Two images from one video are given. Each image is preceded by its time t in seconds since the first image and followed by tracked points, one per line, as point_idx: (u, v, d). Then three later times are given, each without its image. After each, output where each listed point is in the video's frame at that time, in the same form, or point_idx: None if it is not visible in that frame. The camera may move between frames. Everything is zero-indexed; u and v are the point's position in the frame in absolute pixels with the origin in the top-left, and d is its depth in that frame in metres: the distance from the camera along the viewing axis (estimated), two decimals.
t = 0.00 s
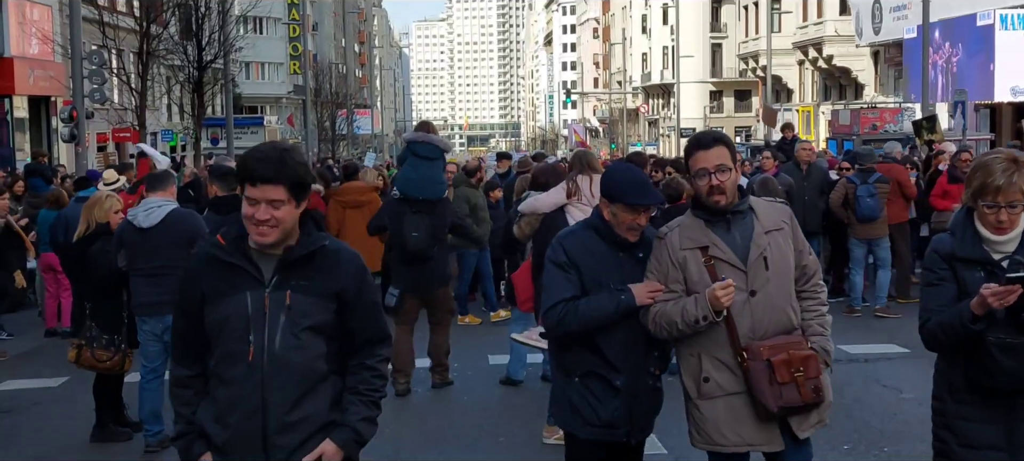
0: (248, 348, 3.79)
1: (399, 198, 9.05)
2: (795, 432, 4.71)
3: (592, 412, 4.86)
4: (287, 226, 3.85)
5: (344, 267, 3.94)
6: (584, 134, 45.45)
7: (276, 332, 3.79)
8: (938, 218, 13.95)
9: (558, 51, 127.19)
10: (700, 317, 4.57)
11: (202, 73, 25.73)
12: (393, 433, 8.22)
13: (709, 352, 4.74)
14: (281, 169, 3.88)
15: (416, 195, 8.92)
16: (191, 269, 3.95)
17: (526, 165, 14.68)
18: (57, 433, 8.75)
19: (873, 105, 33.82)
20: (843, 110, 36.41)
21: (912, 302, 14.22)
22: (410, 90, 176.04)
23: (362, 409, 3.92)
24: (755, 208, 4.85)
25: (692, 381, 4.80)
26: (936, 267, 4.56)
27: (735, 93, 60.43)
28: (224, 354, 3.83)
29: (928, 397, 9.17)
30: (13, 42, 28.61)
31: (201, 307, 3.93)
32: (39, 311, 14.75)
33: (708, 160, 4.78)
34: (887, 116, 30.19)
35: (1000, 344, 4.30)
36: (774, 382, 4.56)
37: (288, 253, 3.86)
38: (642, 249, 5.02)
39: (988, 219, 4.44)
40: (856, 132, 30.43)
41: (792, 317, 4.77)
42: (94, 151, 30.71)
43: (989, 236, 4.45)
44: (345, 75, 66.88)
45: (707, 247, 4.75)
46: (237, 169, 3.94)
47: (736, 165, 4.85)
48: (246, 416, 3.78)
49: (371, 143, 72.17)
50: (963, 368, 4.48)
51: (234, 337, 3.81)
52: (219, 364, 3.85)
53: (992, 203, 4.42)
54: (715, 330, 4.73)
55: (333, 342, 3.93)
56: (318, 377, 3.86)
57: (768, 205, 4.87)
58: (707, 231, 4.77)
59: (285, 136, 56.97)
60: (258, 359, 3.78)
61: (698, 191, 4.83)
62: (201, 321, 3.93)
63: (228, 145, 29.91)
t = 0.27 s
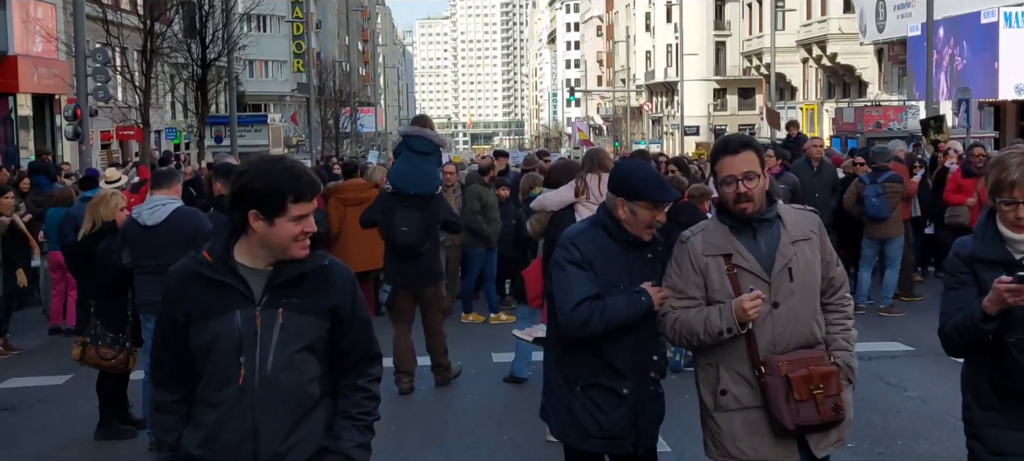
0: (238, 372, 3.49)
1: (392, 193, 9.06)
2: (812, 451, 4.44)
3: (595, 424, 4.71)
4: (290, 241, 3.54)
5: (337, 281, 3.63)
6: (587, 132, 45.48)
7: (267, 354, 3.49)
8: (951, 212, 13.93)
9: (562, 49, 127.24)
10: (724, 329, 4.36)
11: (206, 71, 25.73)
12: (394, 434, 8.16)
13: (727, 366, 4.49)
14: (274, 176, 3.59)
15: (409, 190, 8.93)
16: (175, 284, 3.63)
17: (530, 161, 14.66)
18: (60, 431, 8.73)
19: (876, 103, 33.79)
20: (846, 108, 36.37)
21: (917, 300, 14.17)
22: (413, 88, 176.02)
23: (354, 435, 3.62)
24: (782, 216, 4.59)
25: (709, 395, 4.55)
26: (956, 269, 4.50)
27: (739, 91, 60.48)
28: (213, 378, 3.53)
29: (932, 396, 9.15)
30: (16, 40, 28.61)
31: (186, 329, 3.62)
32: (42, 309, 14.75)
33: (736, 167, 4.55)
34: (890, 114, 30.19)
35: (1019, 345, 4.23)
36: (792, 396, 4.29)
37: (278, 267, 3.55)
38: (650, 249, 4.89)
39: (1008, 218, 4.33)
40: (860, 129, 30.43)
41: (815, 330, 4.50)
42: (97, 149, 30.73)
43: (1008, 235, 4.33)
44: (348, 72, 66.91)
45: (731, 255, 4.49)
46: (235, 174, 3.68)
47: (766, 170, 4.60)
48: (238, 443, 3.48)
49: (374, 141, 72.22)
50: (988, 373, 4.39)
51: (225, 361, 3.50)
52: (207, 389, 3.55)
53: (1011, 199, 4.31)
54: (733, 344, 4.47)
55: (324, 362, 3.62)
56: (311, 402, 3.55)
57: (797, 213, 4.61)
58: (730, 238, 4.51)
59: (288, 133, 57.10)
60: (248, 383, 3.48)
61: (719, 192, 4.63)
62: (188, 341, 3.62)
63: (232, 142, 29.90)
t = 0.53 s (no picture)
0: (241, 372, 3.43)
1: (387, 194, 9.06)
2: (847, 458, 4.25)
3: (614, 430, 4.47)
4: (295, 233, 3.47)
5: (339, 276, 3.58)
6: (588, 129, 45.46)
7: (270, 352, 3.44)
8: (954, 211, 13.86)
9: (563, 45, 127.18)
10: (760, 330, 4.20)
11: (206, 67, 25.73)
12: (395, 431, 8.16)
13: (761, 365, 4.33)
14: (277, 166, 3.50)
15: (400, 191, 8.91)
16: (165, 278, 3.54)
17: (529, 158, 14.69)
18: (63, 428, 8.74)
19: (877, 99, 33.77)
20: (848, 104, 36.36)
21: (918, 297, 14.19)
22: (414, 85, 175.95)
23: (363, 437, 3.61)
24: (825, 210, 4.40)
25: (741, 395, 4.39)
26: (974, 283, 4.47)
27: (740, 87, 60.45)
28: (211, 377, 3.46)
29: (932, 391, 9.18)
30: (17, 36, 28.58)
31: (181, 325, 3.53)
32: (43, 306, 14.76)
33: (783, 160, 4.31)
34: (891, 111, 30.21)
35: None
36: (830, 393, 4.10)
37: (280, 260, 3.49)
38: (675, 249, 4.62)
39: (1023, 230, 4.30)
40: (861, 126, 30.44)
41: (855, 331, 4.33)
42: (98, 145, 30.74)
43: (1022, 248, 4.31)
44: (348, 69, 66.89)
45: (770, 248, 4.31)
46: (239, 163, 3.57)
47: (812, 162, 4.38)
48: (244, 444, 3.43)
49: (374, 138, 72.22)
50: (1009, 387, 4.37)
51: (226, 360, 3.43)
52: (204, 387, 3.48)
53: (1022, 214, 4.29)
54: (771, 344, 4.30)
55: (329, 359, 3.58)
56: (316, 402, 3.52)
57: (840, 208, 4.41)
58: (771, 230, 4.33)
59: (289, 130, 57.10)
60: (254, 381, 3.43)
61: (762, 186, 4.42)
62: (179, 338, 3.54)
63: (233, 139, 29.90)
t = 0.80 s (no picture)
0: (248, 375, 3.27)
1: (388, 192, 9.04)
2: None
3: (637, 426, 4.31)
4: (299, 228, 3.33)
5: (341, 275, 3.43)
6: (589, 126, 45.48)
7: (277, 353, 3.28)
8: (957, 209, 13.89)
9: (565, 42, 127.15)
10: (794, 308, 4.07)
11: (208, 63, 25.75)
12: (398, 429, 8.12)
13: (794, 358, 4.20)
14: (278, 160, 3.34)
15: (399, 186, 8.88)
16: (156, 279, 3.35)
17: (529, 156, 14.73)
18: (67, 424, 8.72)
19: (879, 96, 33.77)
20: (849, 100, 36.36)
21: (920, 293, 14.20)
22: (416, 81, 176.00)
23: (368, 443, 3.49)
24: (860, 205, 4.32)
25: (772, 387, 4.26)
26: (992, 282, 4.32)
27: (741, 83, 60.44)
28: (214, 381, 3.29)
29: (933, 386, 9.21)
30: (19, 33, 28.62)
31: (180, 329, 3.35)
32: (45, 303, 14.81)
33: (814, 148, 4.24)
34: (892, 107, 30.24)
35: None
36: (869, 407, 3.99)
37: (283, 256, 3.33)
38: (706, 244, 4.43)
39: None
40: (863, 122, 30.46)
41: (887, 331, 4.21)
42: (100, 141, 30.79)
43: None
44: (350, 65, 66.91)
45: (806, 243, 4.23)
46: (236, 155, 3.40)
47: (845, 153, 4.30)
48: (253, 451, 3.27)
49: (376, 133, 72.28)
50: None
51: (229, 363, 3.26)
52: (205, 392, 3.31)
53: None
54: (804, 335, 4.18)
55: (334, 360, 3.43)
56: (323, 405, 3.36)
57: (874, 202, 4.33)
58: (806, 224, 4.25)
59: (290, 125, 57.15)
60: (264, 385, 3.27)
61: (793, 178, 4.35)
62: (174, 343, 3.36)
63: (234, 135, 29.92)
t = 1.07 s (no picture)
0: (286, 374, 2.96)
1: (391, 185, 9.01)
2: None
3: (652, 437, 4.15)
4: (322, 220, 3.02)
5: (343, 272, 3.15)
6: (590, 121, 45.49)
7: (310, 351, 2.99)
8: (958, 203, 13.81)
9: (566, 36, 127.18)
10: (820, 308, 3.91)
11: (208, 58, 25.73)
12: (400, 426, 8.07)
13: (825, 378, 4.04)
14: (304, 151, 3.04)
15: (398, 180, 8.87)
16: (176, 282, 2.95)
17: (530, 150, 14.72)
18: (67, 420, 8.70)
19: (881, 90, 33.74)
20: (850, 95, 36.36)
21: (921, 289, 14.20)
22: (417, 76, 176.05)
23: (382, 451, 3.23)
24: (885, 212, 4.16)
25: (803, 409, 4.09)
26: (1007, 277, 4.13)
27: (742, 78, 60.49)
28: (251, 384, 2.94)
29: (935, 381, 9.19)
30: (19, 29, 28.64)
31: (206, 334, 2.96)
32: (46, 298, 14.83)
33: (839, 154, 4.08)
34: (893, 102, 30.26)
35: None
36: (907, 424, 3.83)
37: (300, 254, 3.03)
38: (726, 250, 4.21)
39: None
40: (864, 116, 30.50)
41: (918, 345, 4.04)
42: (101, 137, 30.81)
43: None
44: (351, 60, 66.94)
45: (832, 253, 4.08)
46: (248, 150, 3.07)
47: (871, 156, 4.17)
48: None
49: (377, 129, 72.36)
50: None
51: (267, 365, 2.94)
52: (240, 399, 2.94)
53: None
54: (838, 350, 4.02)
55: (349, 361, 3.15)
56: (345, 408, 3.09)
57: (900, 209, 4.18)
58: (831, 233, 4.10)
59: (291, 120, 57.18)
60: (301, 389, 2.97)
61: (815, 183, 4.19)
62: (202, 350, 2.96)
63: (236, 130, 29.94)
